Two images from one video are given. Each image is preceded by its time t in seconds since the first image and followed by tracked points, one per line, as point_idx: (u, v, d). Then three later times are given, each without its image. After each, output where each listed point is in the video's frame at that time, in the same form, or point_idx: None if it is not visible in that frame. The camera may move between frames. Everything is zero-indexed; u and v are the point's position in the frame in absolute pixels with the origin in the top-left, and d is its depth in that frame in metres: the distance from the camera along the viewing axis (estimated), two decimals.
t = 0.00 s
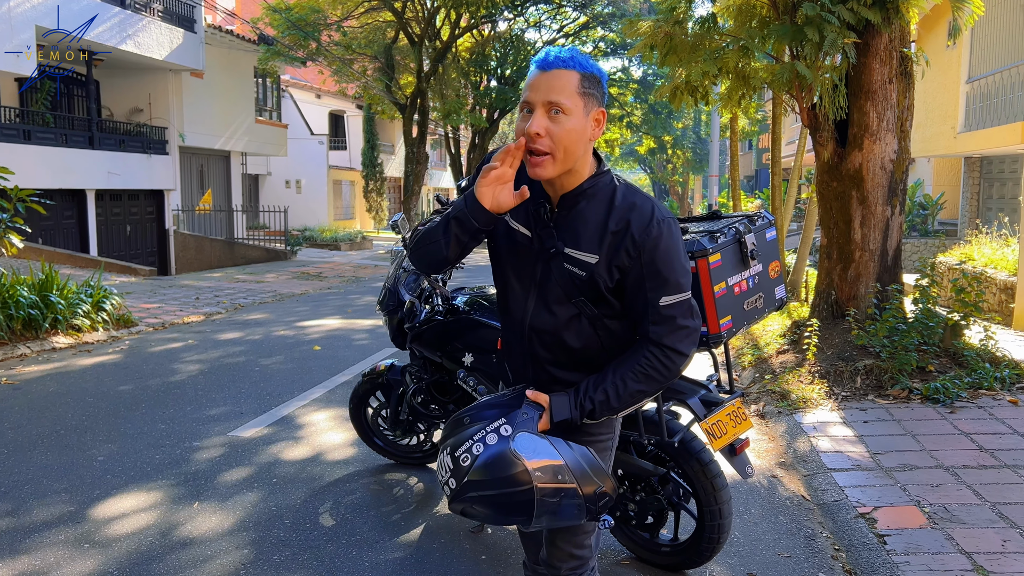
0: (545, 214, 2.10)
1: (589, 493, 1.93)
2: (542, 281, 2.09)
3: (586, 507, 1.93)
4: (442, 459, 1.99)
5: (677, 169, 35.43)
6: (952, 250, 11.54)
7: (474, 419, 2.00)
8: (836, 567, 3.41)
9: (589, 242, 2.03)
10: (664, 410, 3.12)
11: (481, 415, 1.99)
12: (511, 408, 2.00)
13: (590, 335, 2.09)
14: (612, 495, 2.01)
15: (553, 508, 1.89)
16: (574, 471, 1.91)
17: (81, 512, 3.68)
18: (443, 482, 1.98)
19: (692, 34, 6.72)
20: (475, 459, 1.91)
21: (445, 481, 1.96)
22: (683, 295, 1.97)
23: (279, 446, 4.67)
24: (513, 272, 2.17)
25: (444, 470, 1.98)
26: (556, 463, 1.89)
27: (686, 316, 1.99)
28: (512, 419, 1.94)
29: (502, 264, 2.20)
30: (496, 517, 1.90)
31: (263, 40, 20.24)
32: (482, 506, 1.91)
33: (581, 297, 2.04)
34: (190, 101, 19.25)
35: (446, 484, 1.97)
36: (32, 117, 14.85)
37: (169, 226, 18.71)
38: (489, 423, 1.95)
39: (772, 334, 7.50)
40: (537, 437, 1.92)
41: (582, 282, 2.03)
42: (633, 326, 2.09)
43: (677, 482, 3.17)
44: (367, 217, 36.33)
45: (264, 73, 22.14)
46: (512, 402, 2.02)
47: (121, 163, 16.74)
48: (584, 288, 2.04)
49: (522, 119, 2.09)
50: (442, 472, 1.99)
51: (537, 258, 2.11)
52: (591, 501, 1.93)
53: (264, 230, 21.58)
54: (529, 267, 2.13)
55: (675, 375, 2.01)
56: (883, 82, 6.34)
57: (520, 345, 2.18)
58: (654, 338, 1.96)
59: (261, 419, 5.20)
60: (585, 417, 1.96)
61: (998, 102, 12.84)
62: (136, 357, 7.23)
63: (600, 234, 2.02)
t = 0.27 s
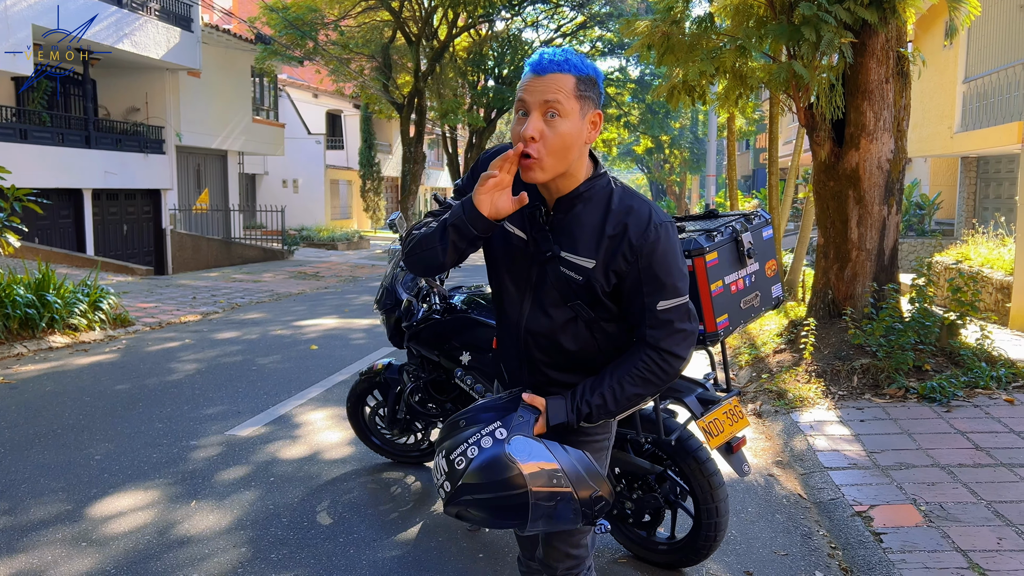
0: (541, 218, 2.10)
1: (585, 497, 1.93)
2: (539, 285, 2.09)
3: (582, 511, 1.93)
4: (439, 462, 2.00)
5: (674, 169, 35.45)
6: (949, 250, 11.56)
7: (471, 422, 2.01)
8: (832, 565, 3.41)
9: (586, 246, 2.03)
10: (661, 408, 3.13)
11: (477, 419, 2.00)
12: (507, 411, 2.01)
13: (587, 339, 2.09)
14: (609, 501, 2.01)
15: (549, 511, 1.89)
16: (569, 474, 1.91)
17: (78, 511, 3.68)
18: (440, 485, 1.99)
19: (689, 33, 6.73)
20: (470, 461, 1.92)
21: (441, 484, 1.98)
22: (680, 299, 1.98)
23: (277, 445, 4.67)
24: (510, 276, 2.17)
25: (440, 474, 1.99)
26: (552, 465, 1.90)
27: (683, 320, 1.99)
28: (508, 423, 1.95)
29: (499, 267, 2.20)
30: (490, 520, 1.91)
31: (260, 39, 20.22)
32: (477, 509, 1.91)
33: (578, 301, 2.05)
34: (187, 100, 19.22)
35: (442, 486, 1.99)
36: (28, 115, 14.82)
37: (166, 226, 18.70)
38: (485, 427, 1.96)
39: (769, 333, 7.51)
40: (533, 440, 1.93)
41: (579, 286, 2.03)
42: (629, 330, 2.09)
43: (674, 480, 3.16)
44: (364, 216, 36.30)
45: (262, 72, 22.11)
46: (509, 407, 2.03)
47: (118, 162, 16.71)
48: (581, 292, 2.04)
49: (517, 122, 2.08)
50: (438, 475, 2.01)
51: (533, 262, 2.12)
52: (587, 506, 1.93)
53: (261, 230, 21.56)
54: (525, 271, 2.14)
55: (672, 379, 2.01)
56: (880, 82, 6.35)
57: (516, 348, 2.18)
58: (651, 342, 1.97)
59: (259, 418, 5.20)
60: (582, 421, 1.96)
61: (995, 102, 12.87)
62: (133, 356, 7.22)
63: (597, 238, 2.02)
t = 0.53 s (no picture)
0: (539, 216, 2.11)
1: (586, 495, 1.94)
2: (538, 282, 2.10)
3: (582, 509, 1.95)
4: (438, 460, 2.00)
5: (671, 169, 35.49)
6: (945, 250, 11.59)
7: (470, 420, 2.01)
8: (829, 563, 3.43)
9: (585, 245, 2.04)
10: (658, 407, 3.14)
11: (477, 417, 2.00)
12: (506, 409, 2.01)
13: (585, 337, 2.10)
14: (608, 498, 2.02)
15: (549, 510, 1.90)
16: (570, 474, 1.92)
17: (76, 510, 3.69)
18: (439, 482, 1.99)
19: (686, 34, 6.75)
20: (471, 460, 1.92)
21: (441, 481, 1.97)
22: (679, 297, 1.99)
23: (275, 444, 4.68)
24: (508, 274, 2.18)
25: (440, 473, 1.99)
26: (552, 464, 1.90)
27: (682, 318, 2.00)
28: (508, 422, 1.95)
29: (497, 266, 2.21)
30: (491, 518, 1.91)
31: (258, 39, 20.21)
32: (478, 507, 1.91)
33: (577, 299, 2.06)
34: (184, 100, 19.21)
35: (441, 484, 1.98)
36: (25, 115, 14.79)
37: (163, 226, 18.68)
38: (484, 427, 1.96)
39: (766, 333, 7.53)
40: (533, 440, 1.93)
41: (578, 283, 2.04)
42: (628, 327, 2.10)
43: (671, 478, 3.17)
44: (361, 216, 36.30)
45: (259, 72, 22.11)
46: (509, 405, 2.02)
47: (115, 162, 16.69)
48: (580, 290, 2.05)
49: (516, 120, 2.08)
50: (437, 473, 2.00)
51: (531, 260, 2.12)
52: (587, 504, 1.94)
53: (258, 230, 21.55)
54: (523, 269, 2.14)
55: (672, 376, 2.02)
56: (876, 82, 6.37)
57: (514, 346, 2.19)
58: (650, 339, 1.98)
59: (256, 418, 5.20)
60: (582, 419, 1.98)
61: (991, 102, 12.92)
62: (130, 356, 7.21)
63: (596, 236, 2.03)
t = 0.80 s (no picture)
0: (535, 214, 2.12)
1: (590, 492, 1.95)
2: (535, 280, 2.11)
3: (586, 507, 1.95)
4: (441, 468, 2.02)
5: (669, 170, 35.53)
6: (942, 251, 11.61)
7: (472, 426, 2.03)
8: (825, 562, 3.44)
9: (581, 242, 2.05)
10: (655, 406, 3.15)
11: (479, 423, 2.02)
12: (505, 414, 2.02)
13: (582, 334, 2.11)
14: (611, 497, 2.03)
15: (552, 509, 1.91)
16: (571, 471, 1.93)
17: (74, 510, 3.69)
18: (445, 488, 2.00)
19: (683, 34, 6.77)
20: (473, 464, 1.93)
21: (444, 488, 1.98)
22: (673, 293, 2.01)
23: (273, 444, 4.68)
24: (506, 272, 2.19)
25: (444, 480, 2.00)
26: (554, 466, 1.91)
27: (676, 315, 2.02)
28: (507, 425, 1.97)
29: (494, 265, 2.21)
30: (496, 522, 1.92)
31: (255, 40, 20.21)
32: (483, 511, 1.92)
33: (574, 297, 2.07)
34: (182, 100, 19.20)
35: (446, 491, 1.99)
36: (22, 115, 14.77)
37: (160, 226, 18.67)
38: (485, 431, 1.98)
39: (763, 333, 7.55)
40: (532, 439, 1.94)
41: (574, 281, 2.05)
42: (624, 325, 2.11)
43: (669, 478, 3.18)
44: (359, 217, 36.30)
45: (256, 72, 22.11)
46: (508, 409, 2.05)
47: (112, 162, 16.68)
48: (577, 287, 2.06)
49: (511, 122, 2.09)
50: (441, 481, 2.02)
51: (529, 258, 2.13)
52: (591, 505, 1.95)
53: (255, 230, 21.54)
54: (521, 268, 2.15)
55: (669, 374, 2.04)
56: (873, 83, 6.39)
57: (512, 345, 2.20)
58: (646, 336, 1.99)
59: (254, 418, 5.20)
60: (581, 418, 1.99)
61: (987, 103, 12.96)
62: (128, 356, 7.21)
63: (592, 233, 2.04)
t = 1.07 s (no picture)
0: (533, 209, 2.12)
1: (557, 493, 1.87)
2: (534, 273, 2.12)
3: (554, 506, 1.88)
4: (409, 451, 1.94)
5: (666, 171, 35.58)
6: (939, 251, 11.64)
7: (446, 408, 1.93)
8: (823, 562, 3.45)
9: (578, 235, 2.06)
10: (653, 406, 3.16)
11: (456, 404, 1.92)
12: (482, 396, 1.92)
13: (578, 328, 2.12)
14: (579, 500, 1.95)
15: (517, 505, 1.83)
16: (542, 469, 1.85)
17: (72, 510, 3.69)
18: (409, 471, 1.92)
19: (680, 35, 6.78)
20: (440, 444, 1.86)
21: (409, 469, 1.91)
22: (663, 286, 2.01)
23: (271, 444, 4.68)
24: (506, 268, 2.20)
25: (409, 462, 1.93)
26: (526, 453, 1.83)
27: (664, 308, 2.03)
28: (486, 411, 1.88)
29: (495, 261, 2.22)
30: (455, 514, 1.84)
31: (253, 40, 20.21)
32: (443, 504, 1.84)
33: (570, 290, 2.07)
34: (180, 101, 19.19)
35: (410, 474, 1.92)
36: (19, 115, 14.74)
37: (158, 227, 18.66)
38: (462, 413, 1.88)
39: (760, 333, 7.57)
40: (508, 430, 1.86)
41: (572, 273, 2.06)
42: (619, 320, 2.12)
43: (666, 478, 3.18)
44: (356, 218, 36.32)
45: (254, 73, 22.10)
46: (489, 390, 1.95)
47: (110, 163, 16.66)
48: (574, 279, 2.07)
49: (512, 120, 2.10)
50: (406, 461, 1.94)
51: (528, 253, 2.14)
52: (567, 503, 1.88)
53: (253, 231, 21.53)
54: (520, 263, 2.15)
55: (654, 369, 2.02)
56: (870, 84, 6.41)
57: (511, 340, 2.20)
58: (632, 326, 1.98)
59: (252, 418, 5.20)
60: (559, 411, 1.91)
61: (983, 104, 13.00)
62: (125, 356, 7.21)
63: (589, 226, 2.06)
